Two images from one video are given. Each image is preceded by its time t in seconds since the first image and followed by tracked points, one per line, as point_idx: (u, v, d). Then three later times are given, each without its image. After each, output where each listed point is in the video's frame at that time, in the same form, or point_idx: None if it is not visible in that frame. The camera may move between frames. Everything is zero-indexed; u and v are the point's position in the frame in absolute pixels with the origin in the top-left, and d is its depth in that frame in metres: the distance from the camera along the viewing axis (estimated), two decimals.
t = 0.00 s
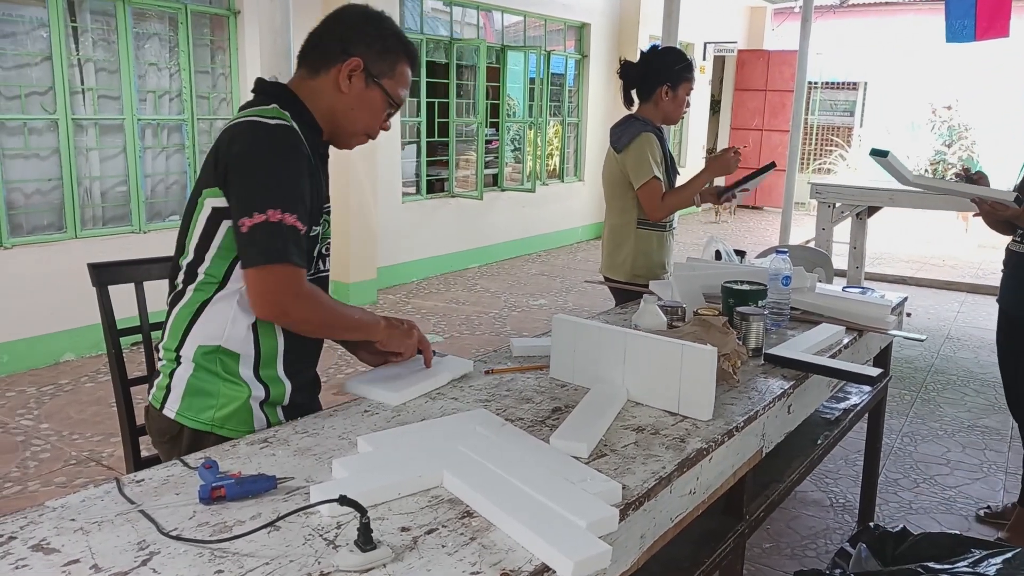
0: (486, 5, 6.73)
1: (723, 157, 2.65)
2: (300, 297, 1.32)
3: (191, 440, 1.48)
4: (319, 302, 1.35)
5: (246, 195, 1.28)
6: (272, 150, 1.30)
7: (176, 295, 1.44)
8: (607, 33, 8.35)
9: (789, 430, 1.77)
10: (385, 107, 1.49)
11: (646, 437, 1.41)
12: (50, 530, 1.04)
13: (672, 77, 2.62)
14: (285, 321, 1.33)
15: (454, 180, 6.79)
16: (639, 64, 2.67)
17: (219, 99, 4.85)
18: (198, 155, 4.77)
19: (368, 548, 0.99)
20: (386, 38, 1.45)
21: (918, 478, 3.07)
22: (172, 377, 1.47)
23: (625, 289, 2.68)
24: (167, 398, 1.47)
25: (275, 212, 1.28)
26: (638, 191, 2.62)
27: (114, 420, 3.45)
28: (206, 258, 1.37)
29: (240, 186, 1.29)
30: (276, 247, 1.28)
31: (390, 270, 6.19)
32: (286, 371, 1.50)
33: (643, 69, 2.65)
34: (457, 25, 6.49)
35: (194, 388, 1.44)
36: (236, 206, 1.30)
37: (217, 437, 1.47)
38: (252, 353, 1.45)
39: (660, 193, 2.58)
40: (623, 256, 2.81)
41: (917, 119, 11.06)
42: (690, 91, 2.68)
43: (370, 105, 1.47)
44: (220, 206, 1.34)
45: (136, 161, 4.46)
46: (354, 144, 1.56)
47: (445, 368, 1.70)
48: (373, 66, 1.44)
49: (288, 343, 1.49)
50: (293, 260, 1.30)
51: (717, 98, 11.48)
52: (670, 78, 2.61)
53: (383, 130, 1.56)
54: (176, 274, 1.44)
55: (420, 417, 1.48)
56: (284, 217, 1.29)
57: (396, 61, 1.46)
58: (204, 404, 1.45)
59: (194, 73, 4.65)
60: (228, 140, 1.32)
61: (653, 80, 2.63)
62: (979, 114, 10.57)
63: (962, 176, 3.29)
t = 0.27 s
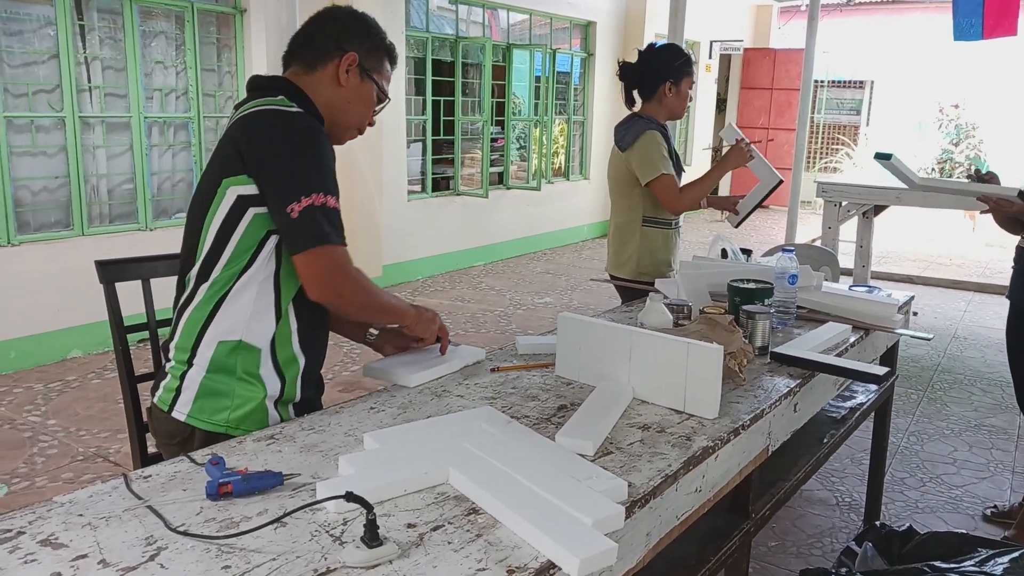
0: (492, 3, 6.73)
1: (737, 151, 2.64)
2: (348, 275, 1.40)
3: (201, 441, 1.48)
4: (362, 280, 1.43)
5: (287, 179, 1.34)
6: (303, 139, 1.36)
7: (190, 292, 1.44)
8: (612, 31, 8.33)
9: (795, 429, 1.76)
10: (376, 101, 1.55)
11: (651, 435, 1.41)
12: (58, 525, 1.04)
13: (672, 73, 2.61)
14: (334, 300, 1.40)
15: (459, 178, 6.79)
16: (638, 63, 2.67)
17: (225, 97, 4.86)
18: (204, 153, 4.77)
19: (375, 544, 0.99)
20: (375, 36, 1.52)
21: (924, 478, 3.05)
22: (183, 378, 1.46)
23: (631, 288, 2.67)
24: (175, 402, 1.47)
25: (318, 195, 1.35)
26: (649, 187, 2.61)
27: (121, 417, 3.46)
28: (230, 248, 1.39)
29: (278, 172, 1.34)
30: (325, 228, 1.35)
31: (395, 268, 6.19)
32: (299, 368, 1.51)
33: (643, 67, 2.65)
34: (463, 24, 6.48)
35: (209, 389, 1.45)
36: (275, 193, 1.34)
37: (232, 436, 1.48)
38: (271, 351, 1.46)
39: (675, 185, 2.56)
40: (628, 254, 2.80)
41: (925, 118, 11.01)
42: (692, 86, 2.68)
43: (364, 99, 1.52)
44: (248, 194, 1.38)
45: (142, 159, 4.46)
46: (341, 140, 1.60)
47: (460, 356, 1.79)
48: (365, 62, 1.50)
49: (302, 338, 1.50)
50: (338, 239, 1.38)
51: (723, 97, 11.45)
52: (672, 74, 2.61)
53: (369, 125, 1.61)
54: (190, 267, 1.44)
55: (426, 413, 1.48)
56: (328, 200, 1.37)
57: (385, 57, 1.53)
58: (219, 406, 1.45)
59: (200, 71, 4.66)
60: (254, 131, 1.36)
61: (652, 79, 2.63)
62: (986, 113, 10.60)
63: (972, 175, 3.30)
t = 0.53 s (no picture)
0: (496, 3, 6.73)
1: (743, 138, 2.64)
2: (370, 259, 1.44)
3: (204, 437, 1.48)
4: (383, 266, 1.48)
5: (305, 167, 1.37)
6: (316, 131, 1.39)
7: (201, 285, 1.45)
8: (617, 30, 8.32)
9: (798, 428, 1.76)
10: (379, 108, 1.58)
11: (654, 434, 1.41)
12: (63, 523, 1.05)
13: (672, 71, 2.61)
14: (357, 285, 1.44)
15: (463, 177, 6.79)
16: (638, 61, 2.67)
17: (230, 97, 4.87)
18: (209, 152, 4.79)
19: (377, 543, 0.99)
20: (379, 44, 1.55)
21: (928, 478, 3.05)
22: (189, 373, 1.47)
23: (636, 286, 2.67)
24: (181, 396, 1.47)
25: (336, 180, 1.39)
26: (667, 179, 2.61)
27: (126, 416, 3.48)
28: (245, 237, 1.41)
29: (295, 162, 1.38)
30: (344, 213, 1.39)
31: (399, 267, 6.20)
32: (307, 366, 1.51)
33: (643, 66, 2.65)
34: (467, 23, 6.49)
35: (216, 382, 1.45)
36: (293, 180, 1.38)
37: (236, 431, 1.48)
38: (281, 346, 1.46)
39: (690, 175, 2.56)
40: (634, 251, 2.80)
41: (930, 116, 10.84)
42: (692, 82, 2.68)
43: (369, 104, 1.55)
44: (263, 183, 1.41)
45: (147, 158, 4.48)
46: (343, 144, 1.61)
47: (468, 351, 1.83)
48: (372, 68, 1.53)
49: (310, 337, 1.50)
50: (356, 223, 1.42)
51: (727, 96, 11.45)
52: (672, 72, 2.61)
53: (371, 131, 1.63)
54: (203, 258, 1.45)
55: (428, 412, 1.49)
56: (345, 186, 1.41)
57: (389, 65, 1.56)
58: (225, 399, 1.45)
59: (205, 71, 4.67)
60: (268, 122, 1.39)
61: (654, 77, 2.63)
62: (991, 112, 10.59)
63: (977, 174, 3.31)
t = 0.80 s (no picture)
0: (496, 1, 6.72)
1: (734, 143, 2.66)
2: (359, 252, 1.43)
3: (196, 430, 1.48)
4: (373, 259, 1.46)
5: (300, 157, 1.37)
6: (312, 125, 1.39)
7: (197, 277, 1.45)
8: (616, 30, 8.33)
9: (792, 429, 1.77)
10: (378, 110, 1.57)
11: (648, 433, 1.41)
12: (55, 518, 1.05)
13: (670, 71, 2.61)
14: (348, 278, 1.43)
15: (461, 175, 6.79)
16: (635, 61, 2.67)
17: (228, 93, 4.86)
18: (206, 148, 4.78)
19: (370, 540, 0.99)
20: (380, 47, 1.55)
21: (921, 479, 3.05)
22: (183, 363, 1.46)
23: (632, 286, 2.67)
24: (174, 387, 1.47)
25: (328, 170, 1.39)
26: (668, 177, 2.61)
27: (120, 412, 3.47)
28: (241, 228, 1.42)
29: (289, 152, 1.38)
30: (335, 203, 1.39)
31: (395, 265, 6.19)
32: (300, 361, 1.50)
33: (640, 66, 2.65)
34: (467, 22, 6.49)
35: (208, 373, 1.45)
36: (287, 170, 1.38)
37: (227, 424, 1.47)
38: (275, 340, 1.46)
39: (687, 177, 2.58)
40: (631, 250, 2.80)
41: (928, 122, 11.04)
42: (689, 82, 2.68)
43: (368, 105, 1.54)
44: (260, 175, 1.41)
45: (145, 154, 4.47)
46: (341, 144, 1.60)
47: (466, 349, 1.84)
48: (371, 70, 1.52)
49: (305, 333, 1.50)
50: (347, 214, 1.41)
51: (726, 97, 11.46)
52: (670, 71, 2.61)
53: (369, 133, 1.63)
54: (200, 250, 1.46)
55: (423, 410, 1.49)
56: (339, 176, 1.41)
57: (389, 67, 1.56)
58: (217, 391, 1.45)
59: (203, 67, 4.66)
60: (266, 114, 1.40)
61: (652, 76, 2.63)
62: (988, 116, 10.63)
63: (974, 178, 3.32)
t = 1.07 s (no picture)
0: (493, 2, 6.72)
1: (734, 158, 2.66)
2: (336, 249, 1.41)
3: (193, 432, 1.48)
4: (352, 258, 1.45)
5: (286, 154, 1.37)
6: (302, 123, 1.39)
7: (193, 279, 1.45)
8: (614, 31, 8.33)
9: (792, 430, 1.77)
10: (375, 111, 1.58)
11: (648, 434, 1.41)
12: (56, 520, 1.05)
13: (667, 71, 2.62)
14: (323, 276, 1.42)
15: (460, 177, 6.79)
16: (634, 61, 2.68)
17: (226, 95, 4.86)
18: (204, 150, 4.78)
19: (370, 542, 0.99)
20: (378, 50, 1.56)
21: (921, 480, 3.06)
22: (180, 364, 1.47)
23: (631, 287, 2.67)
24: (171, 388, 1.47)
25: (312, 166, 1.38)
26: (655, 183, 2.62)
27: (120, 414, 3.47)
28: (233, 228, 1.41)
29: (275, 149, 1.37)
30: (317, 200, 1.38)
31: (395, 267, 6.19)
32: (297, 362, 1.50)
33: (638, 67, 2.65)
34: (465, 23, 6.49)
35: (205, 373, 1.45)
36: (274, 167, 1.37)
37: (224, 425, 1.47)
38: (271, 340, 1.46)
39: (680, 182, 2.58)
40: (628, 251, 2.80)
41: (925, 120, 11.01)
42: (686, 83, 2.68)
43: (364, 107, 1.55)
44: (251, 173, 1.40)
45: (143, 155, 4.47)
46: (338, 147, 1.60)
47: (466, 349, 1.85)
48: (369, 72, 1.53)
49: (302, 335, 1.50)
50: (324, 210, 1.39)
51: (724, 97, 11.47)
52: (668, 72, 2.62)
53: (366, 136, 1.63)
54: (195, 250, 1.46)
55: (423, 412, 1.49)
56: (324, 173, 1.39)
57: (386, 71, 1.57)
58: (213, 391, 1.45)
59: (201, 68, 4.66)
60: (257, 112, 1.40)
61: (650, 77, 2.64)
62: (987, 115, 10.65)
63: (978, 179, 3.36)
